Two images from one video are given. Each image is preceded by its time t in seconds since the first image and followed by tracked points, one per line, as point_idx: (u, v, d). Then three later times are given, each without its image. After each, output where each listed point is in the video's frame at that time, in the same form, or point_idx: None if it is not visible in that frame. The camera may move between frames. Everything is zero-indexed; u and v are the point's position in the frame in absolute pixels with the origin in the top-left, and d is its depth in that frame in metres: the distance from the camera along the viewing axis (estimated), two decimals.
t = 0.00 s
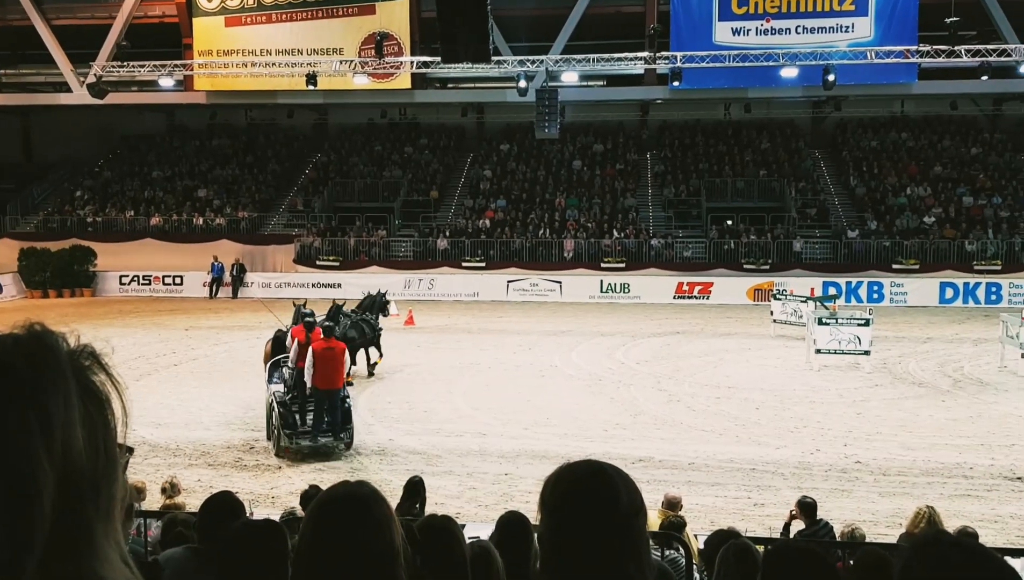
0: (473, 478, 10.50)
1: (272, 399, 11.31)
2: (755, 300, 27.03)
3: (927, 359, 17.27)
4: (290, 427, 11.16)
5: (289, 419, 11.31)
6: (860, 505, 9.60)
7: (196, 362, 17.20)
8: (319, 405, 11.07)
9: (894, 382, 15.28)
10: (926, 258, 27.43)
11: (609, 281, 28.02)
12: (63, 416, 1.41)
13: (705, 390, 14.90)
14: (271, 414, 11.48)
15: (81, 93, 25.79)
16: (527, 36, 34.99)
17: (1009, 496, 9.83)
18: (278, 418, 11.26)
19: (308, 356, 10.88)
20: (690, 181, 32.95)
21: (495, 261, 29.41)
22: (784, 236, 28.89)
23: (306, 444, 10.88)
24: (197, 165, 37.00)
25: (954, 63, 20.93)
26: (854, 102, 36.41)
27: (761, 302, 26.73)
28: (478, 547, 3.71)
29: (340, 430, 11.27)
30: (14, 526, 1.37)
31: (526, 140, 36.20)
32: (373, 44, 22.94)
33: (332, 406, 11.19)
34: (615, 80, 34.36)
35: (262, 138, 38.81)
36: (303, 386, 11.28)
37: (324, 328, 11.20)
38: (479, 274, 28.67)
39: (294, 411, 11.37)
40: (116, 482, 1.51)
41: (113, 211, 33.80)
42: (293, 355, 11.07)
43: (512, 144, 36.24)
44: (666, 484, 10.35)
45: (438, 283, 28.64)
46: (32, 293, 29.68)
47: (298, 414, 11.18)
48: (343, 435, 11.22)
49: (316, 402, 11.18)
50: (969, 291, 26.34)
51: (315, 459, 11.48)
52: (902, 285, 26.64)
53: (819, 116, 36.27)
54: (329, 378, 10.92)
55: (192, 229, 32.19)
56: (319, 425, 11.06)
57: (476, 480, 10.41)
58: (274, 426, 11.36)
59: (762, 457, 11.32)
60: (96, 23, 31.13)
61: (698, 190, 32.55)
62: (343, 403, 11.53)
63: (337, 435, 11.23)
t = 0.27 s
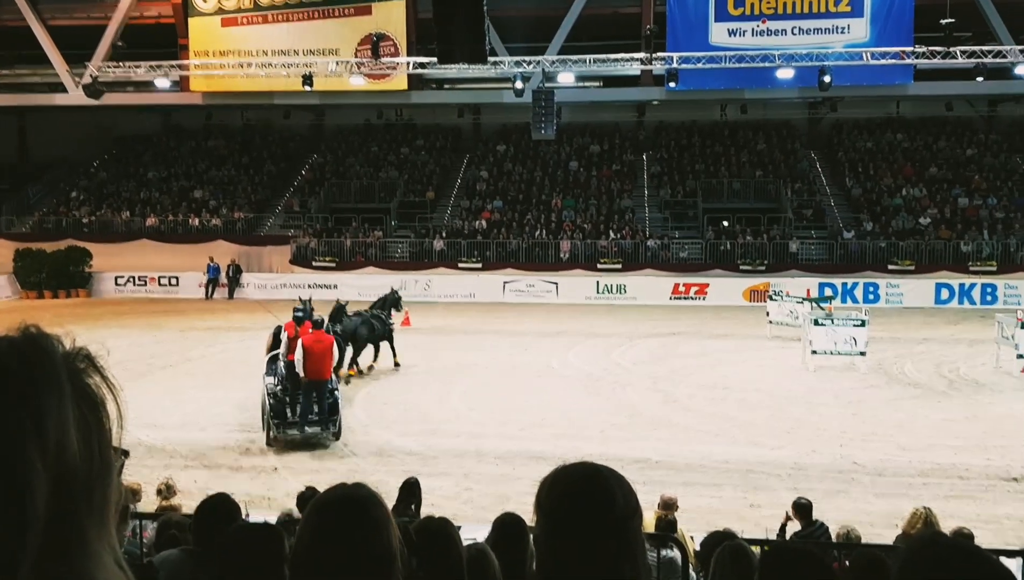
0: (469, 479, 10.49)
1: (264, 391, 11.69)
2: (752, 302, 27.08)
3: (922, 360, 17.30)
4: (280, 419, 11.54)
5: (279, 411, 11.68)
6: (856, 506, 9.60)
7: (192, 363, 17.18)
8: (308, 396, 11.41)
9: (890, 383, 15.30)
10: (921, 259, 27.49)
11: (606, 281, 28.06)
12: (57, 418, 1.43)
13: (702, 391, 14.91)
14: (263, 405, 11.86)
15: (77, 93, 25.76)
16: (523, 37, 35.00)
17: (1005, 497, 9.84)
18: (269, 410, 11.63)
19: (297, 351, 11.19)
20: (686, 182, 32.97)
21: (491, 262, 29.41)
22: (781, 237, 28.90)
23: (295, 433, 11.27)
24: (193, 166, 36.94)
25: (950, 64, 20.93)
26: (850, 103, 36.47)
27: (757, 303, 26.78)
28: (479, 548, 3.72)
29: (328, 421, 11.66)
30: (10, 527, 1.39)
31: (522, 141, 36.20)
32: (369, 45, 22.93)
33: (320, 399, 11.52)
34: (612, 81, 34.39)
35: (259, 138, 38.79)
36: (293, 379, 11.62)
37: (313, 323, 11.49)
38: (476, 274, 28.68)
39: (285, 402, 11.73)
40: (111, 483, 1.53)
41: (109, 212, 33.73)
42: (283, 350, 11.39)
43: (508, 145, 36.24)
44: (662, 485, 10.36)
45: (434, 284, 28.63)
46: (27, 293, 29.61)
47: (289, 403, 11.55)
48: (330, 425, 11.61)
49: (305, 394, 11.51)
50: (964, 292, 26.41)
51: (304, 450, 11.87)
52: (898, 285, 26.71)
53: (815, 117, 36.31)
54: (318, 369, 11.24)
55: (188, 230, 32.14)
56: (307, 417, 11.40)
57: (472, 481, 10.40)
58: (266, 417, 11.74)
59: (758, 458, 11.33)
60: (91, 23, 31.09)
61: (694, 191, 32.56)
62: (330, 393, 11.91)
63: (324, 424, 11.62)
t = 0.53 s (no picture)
0: (463, 481, 10.48)
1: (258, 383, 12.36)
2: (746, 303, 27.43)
3: (917, 363, 17.34)
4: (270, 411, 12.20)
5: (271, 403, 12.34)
6: (850, 508, 9.61)
7: (187, 364, 17.14)
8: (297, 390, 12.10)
9: (884, 385, 15.34)
10: (915, 262, 27.58)
11: (601, 284, 28.15)
12: (50, 420, 1.40)
13: (696, 393, 14.93)
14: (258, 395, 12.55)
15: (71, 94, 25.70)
16: (519, 39, 35.02)
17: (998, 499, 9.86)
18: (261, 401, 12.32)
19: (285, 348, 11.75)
20: (681, 185, 33.02)
21: (487, 264, 29.43)
22: (775, 240, 28.95)
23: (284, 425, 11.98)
24: (188, 168, 36.87)
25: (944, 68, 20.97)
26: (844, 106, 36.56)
27: (751, 306, 27.07)
28: (474, 552, 3.72)
29: (316, 414, 12.30)
30: (4, 531, 1.37)
31: (517, 143, 36.23)
32: (364, 47, 22.91)
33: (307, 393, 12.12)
34: (607, 84, 34.44)
35: (254, 139, 38.73)
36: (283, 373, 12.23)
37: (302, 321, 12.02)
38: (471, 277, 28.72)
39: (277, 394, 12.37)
40: (105, 485, 1.51)
41: (103, 213, 33.66)
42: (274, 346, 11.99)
43: (503, 147, 36.26)
44: (657, 487, 10.36)
45: (429, 286, 28.63)
46: (21, 294, 29.53)
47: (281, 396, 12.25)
48: (318, 417, 12.32)
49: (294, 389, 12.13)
50: (958, 295, 26.69)
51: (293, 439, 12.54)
52: (892, 289, 26.88)
53: (810, 120, 36.39)
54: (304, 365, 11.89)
55: (182, 231, 32.10)
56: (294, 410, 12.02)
57: (467, 483, 10.39)
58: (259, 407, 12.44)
59: (753, 460, 11.34)
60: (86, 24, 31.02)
61: (689, 194, 32.61)
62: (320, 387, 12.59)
63: (313, 417, 12.33)
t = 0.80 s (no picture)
0: (455, 487, 10.45)
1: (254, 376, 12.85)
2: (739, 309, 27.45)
3: (908, 368, 17.39)
4: (261, 402, 12.66)
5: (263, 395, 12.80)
6: (842, 514, 9.62)
7: (178, 368, 17.10)
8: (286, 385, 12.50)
9: (875, 391, 15.38)
10: (907, 268, 27.67)
11: (594, 288, 28.18)
12: (42, 422, 1.48)
13: (688, 398, 14.93)
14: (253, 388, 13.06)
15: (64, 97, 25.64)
16: (514, 45, 35.08)
17: (989, 505, 9.90)
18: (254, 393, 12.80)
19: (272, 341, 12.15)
20: (674, 191, 33.07)
21: (480, 268, 29.42)
22: (768, 246, 29.01)
23: (272, 419, 12.43)
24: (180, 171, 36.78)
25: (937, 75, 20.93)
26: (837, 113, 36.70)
27: (744, 311, 27.11)
28: (467, 556, 3.66)
29: (304, 408, 12.71)
30: None
31: (511, 148, 36.25)
32: (358, 51, 22.90)
33: (295, 386, 12.51)
34: (600, 89, 34.49)
35: (247, 143, 38.67)
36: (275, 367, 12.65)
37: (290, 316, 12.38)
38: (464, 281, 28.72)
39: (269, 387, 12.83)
40: (96, 491, 1.58)
41: (94, 216, 33.54)
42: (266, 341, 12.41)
43: (497, 152, 36.29)
44: (650, 492, 10.35)
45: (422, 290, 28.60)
46: (12, 298, 29.40)
47: (273, 391, 12.70)
48: (307, 412, 12.68)
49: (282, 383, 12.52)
50: (949, 301, 26.77)
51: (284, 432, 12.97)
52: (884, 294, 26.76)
53: (802, 127, 36.48)
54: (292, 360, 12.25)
55: (175, 234, 32.02)
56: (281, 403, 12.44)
57: (459, 489, 10.37)
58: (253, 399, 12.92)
59: (745, 466, 11.35)
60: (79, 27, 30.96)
61: (682, 200, 32.66)
62: (311, 382, 12.96)
63: (302, 411, 12.72)
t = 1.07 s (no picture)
0: (446, 494, 10.43)
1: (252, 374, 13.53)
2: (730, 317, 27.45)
3: (898, 377, 17.45)
4: (255, 399, 13.29)
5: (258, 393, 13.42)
6: (832, 522, 9.62)
7: (169, 374, 17.05)
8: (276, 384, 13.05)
9: (866, 399, 15.42)
10: (898, 277, 27.78)
11: (586, 295, 28.27)
12: (34, 427, 1.43)
13: (680, 406, 14.95)
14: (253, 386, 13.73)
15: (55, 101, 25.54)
16: (507, 52, 35.17)
17: (979, 513, 9.94)
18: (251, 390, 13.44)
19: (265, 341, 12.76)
20: (666, 199, 33.16)
21: (472, 275, 29.39)
22: (759, 254, 29.12)
23: (262, 416, 13.01)
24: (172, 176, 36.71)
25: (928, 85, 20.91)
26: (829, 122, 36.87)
27: (736, 319, 27.14)
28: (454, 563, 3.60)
29: (294, 407, 13.22)
30: None
31: (504, 155, 36.30)
32: (351, 57, 22.92)
33: (285, 385, 13.07)
34: (593, 96, 34.57)
35: (239, 148, 38.65)
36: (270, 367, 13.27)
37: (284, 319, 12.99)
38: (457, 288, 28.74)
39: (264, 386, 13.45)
40: (88, 494, 1.53)
41: (86, 221, 33.44)
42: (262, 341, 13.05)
43: (490, 159, 36.33)
44: (641, 499, 10.34)
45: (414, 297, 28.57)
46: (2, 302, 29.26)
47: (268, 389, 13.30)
48: (296, 411, 13.16)
49: (274, 381, 13.10)
50: (939, 310, 26.96)
51: (278, 428, 13.53)
52: (874, 303, 27.02)
53: (794, 136, 36.64)
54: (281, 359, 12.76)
55: (166, 240, 31.94)
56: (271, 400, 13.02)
57: (450, 496, 10.34)
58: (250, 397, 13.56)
59: (736, 473, 11.35)
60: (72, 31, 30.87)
61: (674, 208, 32.75)
62: (304, 383, 13.49)
63: (292, 410, 13.21)
